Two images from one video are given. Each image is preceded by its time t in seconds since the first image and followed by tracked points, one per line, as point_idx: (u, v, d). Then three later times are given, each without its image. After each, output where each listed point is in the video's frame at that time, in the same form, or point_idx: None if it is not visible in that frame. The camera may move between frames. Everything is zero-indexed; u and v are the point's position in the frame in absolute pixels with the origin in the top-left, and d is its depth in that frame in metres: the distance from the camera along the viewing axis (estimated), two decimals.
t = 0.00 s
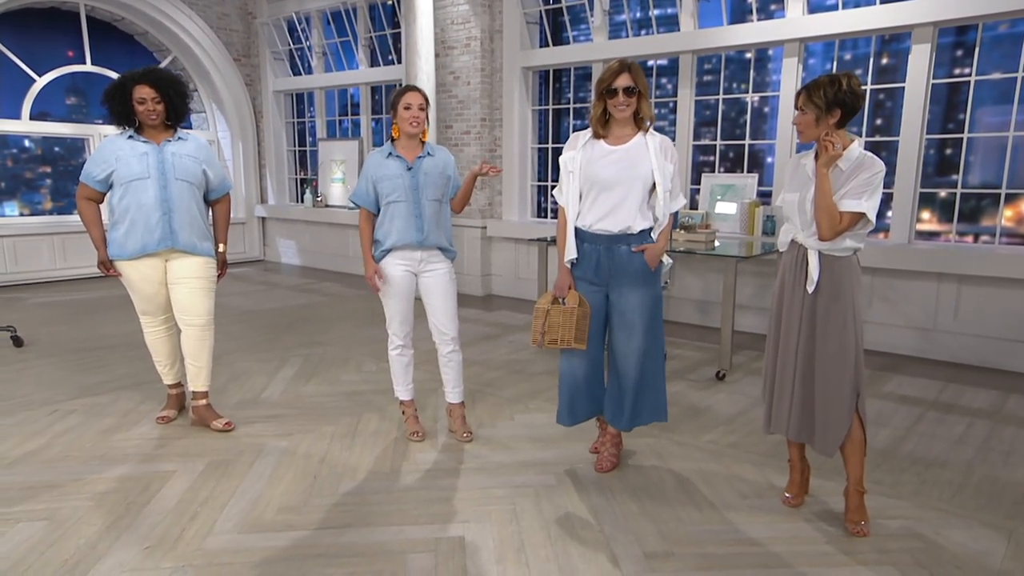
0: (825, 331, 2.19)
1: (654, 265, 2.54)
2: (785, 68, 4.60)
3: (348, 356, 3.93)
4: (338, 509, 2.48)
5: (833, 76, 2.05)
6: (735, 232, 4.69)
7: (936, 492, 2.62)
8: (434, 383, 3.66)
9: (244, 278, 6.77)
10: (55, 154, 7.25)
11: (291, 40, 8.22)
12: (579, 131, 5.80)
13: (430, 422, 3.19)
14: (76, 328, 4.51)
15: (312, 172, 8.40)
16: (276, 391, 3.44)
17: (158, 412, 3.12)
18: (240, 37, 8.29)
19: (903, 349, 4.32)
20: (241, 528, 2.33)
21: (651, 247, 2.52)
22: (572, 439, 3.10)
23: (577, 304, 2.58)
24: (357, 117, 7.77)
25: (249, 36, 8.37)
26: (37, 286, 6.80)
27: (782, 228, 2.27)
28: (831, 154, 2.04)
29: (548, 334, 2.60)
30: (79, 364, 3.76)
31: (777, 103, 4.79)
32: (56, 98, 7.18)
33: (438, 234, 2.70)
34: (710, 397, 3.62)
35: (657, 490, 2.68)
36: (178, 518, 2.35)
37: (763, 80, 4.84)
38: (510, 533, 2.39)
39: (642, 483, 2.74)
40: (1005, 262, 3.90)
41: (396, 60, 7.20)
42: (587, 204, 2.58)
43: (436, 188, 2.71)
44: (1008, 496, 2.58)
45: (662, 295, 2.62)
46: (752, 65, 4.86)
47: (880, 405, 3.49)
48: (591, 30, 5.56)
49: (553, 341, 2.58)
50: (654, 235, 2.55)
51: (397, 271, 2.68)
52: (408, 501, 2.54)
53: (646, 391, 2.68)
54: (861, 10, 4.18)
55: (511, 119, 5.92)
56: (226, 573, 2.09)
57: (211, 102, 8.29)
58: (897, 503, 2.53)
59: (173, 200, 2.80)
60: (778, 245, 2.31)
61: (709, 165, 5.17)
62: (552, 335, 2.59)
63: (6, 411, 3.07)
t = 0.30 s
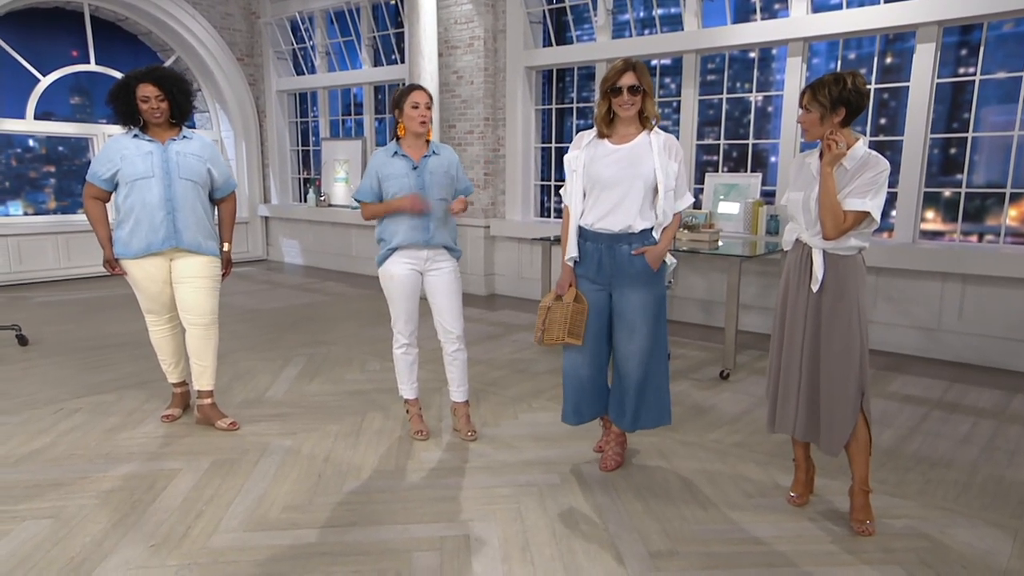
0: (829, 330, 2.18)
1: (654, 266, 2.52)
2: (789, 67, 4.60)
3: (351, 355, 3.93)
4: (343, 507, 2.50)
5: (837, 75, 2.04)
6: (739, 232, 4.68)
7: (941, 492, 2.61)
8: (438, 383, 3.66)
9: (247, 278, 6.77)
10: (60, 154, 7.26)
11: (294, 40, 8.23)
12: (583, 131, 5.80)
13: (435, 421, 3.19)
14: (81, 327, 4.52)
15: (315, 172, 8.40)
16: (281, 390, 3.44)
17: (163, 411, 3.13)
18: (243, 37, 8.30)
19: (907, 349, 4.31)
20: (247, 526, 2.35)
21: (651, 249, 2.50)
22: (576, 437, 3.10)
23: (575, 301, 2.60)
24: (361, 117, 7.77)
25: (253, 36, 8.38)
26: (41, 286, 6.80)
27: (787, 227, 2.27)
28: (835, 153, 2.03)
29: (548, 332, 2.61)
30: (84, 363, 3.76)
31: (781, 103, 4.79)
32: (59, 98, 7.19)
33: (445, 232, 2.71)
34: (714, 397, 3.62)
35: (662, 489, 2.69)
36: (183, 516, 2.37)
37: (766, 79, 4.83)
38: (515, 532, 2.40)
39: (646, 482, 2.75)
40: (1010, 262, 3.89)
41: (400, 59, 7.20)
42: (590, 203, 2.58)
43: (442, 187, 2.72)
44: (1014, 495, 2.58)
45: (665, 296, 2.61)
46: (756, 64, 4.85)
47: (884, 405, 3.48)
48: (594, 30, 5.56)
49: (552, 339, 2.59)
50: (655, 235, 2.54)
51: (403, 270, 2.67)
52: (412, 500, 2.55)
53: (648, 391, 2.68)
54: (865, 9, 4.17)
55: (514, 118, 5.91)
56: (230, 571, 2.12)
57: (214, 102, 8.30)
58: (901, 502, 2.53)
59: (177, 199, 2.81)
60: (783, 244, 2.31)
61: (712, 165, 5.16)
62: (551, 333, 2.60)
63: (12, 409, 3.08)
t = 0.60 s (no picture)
0: (840, 328, 2.17)
1: (665, 264, 2.51)
2: (796, 66, 4.60)
3: (360, 353, 3.93)
4: (354, 504, 2.53)
5: (849, 73, 2.03)
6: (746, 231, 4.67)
7: (952, 491, 2.61)
8: (446, 381, 3.67)
9: (254, 277, 6.80)
10: (68, 153, 7.30)
11: (301, 40, 8.24)
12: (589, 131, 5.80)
13: (444, 419, 3.19)
14: (91, 326, 4.54)
15: (322, 171, 8.41)
16: (290, 388, 3.45)
17: (173, 408, 3.13)
18: (250, 37, 8.32)
19: (916, 348, 4.30)
20: (258, 523, 2.40)
21: (660, 248, 2.49)
22: (584, 436, 3.10)
23: (581, 300, 2.61)
24: (368, 116, 7.77)
25: (260, 36, 8.40)
26: (50, 285, 6.84)
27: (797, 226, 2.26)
28: (846, 152, 2.03)
29: (555, 329, 2.61)
30: (94, 361, 3.78)
31: (789, 102, 4.78)
32: (69, 98, 7.22)
33: (457, 230, 2.73)
34: (722, 396, 3.62)
35: (671, 487, 2.70)
36: (195, 513, 2.41)
37: (773, 78, 4.83)
38: (524, 530, 2.42)
39: (655, 481, 2.75)
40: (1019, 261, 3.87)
41: (406, 59, 7.21)
42: (600, 201, 2.58)
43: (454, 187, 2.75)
44: None
45: (673, 294, 2.60)
46: (763, 63, 4.85)
47: (893, 404, 3.48)
48: (601, 29, 5.56)
49: (558, 336, 2.60)
50: (664, 234, 2.53)
51: (415, 268, 2.68)
52: (422, 497, 2.57)
53: (656, 390, 2.68)
54: (874, 8, 4.17)
55: (520, 118, 5.92)
56: (244, 565, 2.18)
57: (222, 102, 8.34)
58: (912, 501, 2.53)
59: (188, 199, 2.81)
60: (794, 242, 2.30)
61: (719, 164, 5.16)
62: (557, 330, 2.60)
63: (24, 406, 3.10)
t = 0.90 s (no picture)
0: (853, 326, 2.19)
1: (682, 261, 2.57)
2: (805, 67, 4.63)
3: (373, 350, 3.97)
4: (372, 498, 2.56)
5: (864, 72, 2.06)
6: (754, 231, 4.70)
7: (963, 487, 2.63)
8: (459, 378, 3.70)
9: (267, 276, 6.85)
10: (86, 155, 7.38)
11: (313, 42, 8.30)
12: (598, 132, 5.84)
13: (457, 415, 3.23)
14: (107, 323, 4.59)
15: (333, 172, 8.46)
16: (305, 384, 3.49)
17: (191, 404, 3.18)
18: (264, 40, 8.38)
19: (924, 347, 4.33)
20: (278, 516, 2.44)
21: (677, 245, 2.55)
22: (596, 432, 3.14)
23: (598, 297, 2.64)
24: (378, 118, 7.82)
25: (273, 39, 8.46)
26: (65, 284, 6.90)
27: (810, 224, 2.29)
28: (861, 150, 2.05)
29: (572, 327, 2.65)
30: (112, 358, 3.82)
31: (797, 103, 4.81)
32: (85, 100, 7.29)
33: (473, 227, 2.77)
34: (732, 393, 3.65)
35: (683, 483, 2.73)
36: (216, 506, 2.45)
37: (782, 79, 4.86)
38: (540, 524, 2.46)
39: (667, 476, 2.79)
40: None
41: (417, 61, 7.26)
42: (615, 200, 2.62)
43: (470, 185, 2.78)
44: None
45: (687, 292, 2.66)
46: (772, 65, 4.88)
47: (902, 402, 3.50)
48: (610, 31, 5.60)
49: (575, 334, 2.64)
50: (679, 232, 2.59)
51: (432, 266, 2.72)
52: (438, 491, 2.62)
53: (671, 386, 2.72)
54: (883, 9, 4.20)
55: (530, 119, 5.96)
56: (266, 556, 2.23)
57: (235, 104, 8.41)
58: (923, 497, 2.56)
59: (206, 198, 2.85)
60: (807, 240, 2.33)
61: (728, 165, 5.20)
62: (575, 328, 2.64)
63: (45, 401, 3.15)
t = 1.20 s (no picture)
0: (870, 321, 2.23)
1: (700, 258, 2.66)
2: (815, 70, 4.68)
3: (390, 347, 4.03)
4: (395, 490, 2.62)
5: (892, 70, 2.10)
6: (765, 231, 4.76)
7: (976, 482, 2.67)
8: (476, 374, 3.76)
9: (284, 275, 6.93)
10: (108, 157, 7.52)
11: (329, 46, 8.39)
12: (610, 133, 5.90)
13: (475, 410, 3.29)
14: (129, 320, 4.67)
15: (349, 173, 8.55)
16: (325, 379, 3.55)
17: (215, 398, 3.24)
18: (281, 44, 8.48)
19: (934, 346, 4.37)
20: (303, 506, 2.49)
21: (697, 243, 2.64)
22: (612, 428, 3.19)
23: (618, 295, 2.69)
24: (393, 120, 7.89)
25: (290, 43, 8.55)
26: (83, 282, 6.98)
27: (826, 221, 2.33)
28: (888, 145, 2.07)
29: (591, 325, 2.71)
30: (136, 353, 3.89)
31: (806, 104, 4.87)
32: (108, 102, 7.39)
33: (491, 225, 2.81)
34: (744, 389, 3.70)
35: (699, 476, 2.79)
36: (242, 496, 2.51)
37: (792, 81, 4.91)
38: (560, 516, 2.51)
39: (682, 470, 2.85)
40: None
41: (431, 65, 7.33)
42: (636, 199, 2.67)
43: (488, 183, 2.83)
44: None
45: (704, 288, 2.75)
46: (782, 67, 4.93)
47: (913, 399, 3.55)
48: (622, 34, 5.66)
49: (595, 332, 2.70)
50: (697, 229, 2.68)
51: (450, 263, 2.77)
52: (458, 484, 2.67)
53: (690, 379, 2.83)
54: (893, 11, 4.24)
55: (543, 120, 6.02)
56: (293, 545, 2.28)
57: (253, 106, 8.51)
58: (937, 492, 2.60)
59: (230, 197, 2.91)
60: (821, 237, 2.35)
61: (738, 165, 5.25)
62: (595, 326, 2.70)
63: (74, 395, 3.22)
